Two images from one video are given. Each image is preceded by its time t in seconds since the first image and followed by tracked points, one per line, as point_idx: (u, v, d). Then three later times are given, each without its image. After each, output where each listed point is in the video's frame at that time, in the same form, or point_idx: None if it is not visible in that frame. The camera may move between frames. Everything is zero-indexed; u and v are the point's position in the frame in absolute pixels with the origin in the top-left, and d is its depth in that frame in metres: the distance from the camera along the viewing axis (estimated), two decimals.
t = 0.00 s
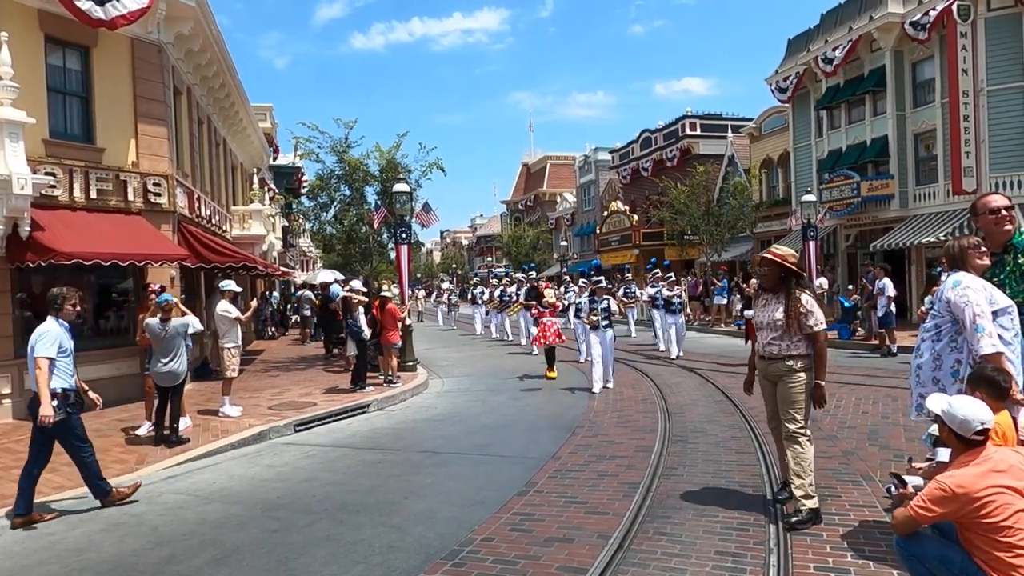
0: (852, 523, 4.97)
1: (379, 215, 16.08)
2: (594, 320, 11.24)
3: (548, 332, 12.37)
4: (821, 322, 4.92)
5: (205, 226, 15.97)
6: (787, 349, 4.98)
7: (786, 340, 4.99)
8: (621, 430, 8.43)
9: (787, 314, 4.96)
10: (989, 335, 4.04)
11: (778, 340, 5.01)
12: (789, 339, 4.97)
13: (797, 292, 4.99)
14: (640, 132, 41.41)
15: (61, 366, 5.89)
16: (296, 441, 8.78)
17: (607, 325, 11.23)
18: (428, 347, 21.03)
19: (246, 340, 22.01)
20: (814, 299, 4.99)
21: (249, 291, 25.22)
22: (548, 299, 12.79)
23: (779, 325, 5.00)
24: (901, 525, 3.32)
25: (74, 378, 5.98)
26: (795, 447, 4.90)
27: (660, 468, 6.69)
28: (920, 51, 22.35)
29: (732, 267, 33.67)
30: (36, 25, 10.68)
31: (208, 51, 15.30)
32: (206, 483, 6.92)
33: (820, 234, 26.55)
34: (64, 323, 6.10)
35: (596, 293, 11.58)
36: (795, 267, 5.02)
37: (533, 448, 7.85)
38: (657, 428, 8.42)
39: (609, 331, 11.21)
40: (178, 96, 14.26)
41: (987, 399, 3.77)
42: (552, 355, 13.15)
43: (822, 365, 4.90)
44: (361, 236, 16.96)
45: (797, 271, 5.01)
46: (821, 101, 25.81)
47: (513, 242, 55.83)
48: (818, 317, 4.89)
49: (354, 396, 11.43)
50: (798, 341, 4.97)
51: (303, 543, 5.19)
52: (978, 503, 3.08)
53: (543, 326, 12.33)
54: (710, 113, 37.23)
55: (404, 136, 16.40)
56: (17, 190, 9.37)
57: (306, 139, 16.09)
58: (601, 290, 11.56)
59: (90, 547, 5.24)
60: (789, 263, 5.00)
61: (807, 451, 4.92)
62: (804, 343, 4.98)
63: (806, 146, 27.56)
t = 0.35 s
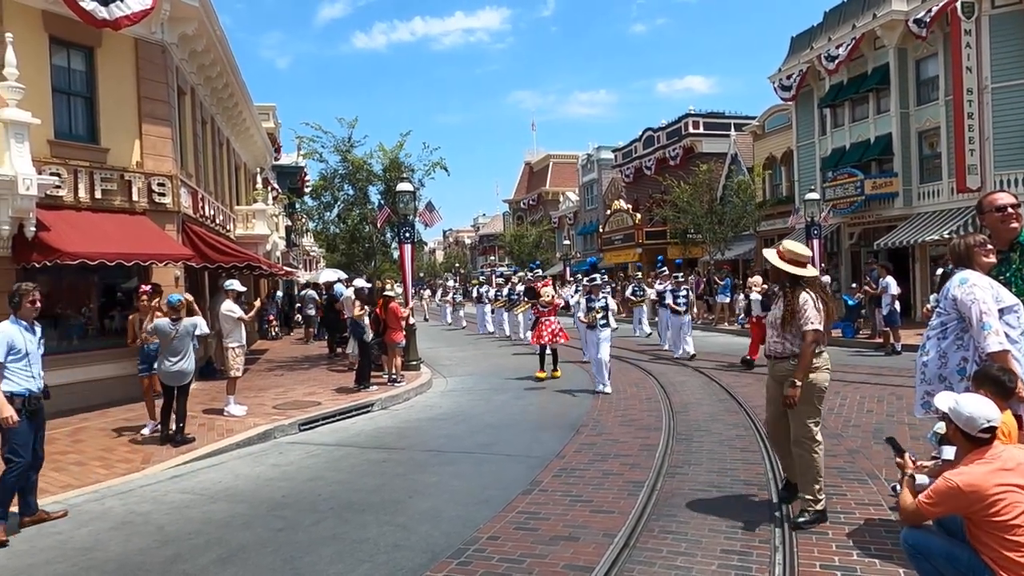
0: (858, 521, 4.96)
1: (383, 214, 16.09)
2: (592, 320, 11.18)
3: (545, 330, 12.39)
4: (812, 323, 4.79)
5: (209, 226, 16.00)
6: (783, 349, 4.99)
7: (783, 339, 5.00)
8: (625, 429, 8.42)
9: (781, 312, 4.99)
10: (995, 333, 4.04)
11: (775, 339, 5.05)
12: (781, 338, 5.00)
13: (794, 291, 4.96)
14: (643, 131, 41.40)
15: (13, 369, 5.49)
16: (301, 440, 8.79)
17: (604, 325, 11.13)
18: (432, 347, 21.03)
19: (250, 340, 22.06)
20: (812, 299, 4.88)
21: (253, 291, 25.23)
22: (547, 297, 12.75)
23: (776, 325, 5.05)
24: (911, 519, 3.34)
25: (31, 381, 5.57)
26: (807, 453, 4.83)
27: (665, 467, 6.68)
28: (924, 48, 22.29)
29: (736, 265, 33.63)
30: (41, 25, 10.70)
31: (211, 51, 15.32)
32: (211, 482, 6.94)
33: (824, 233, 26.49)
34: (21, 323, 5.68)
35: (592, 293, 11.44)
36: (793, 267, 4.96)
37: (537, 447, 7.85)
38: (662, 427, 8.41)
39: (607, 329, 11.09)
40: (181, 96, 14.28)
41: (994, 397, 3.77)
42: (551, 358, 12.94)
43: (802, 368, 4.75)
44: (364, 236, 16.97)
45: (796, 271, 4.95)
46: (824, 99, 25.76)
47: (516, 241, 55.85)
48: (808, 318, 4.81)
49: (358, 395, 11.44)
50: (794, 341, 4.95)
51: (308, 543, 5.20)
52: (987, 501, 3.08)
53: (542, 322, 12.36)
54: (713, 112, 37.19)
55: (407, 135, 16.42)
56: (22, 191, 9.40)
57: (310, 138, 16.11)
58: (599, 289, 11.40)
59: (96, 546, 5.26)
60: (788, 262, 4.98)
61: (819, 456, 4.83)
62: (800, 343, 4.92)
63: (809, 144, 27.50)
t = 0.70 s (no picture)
0: (864, 521, 4.96)
1: (388, 214, 16.13)
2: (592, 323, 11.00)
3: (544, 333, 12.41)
4: (808, 329, 4.56)
5: (216, 226, 16.07)
6: (780, 355, 4.81)
7: (781, 344, 4.80)
8: (630, 429, 8.43)
9: (778, 317, 4.78)
10: (1003, 333, 4.04)
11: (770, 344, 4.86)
12: (776, 343, 4.81)
13: (789, 294, 4.74)
14: (648, 131, 41.36)
15: None
16: (308, 440, 8.82)
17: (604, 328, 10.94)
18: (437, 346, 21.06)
19: (256, 340, 22.14)
20: (808, 304, 4.65)
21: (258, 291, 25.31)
22: (546, 299, 12.67)
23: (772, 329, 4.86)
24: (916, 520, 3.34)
25: None
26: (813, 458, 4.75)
27: (671, 467, 6.69)
28: (930, 48, 22.22)
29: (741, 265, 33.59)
30: (50, 27, 10.77)
31: (218, 52, 15.40)
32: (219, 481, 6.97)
33: (830, 232, 26.41)
34: None
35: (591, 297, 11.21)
36: (784, 271, 4.75)
37: (543, 446, 7.87)
38: (667, 426, 8.41)
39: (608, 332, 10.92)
40: (188, 97, 14.35)
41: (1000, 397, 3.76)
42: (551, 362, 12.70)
43: (794, 377, 4.59)
44: (370, 236, 17.02)
45: (788, 275, 4.73)
46: (830, 98, 25.71)
47: (521, 241, 55.87)
48: (803, 324, 4.59)
49: (364, 395, 11.48)
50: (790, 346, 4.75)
51: (316, 541, 5.23)
52: (992, 501, 3.08)
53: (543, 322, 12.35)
54: (718, 111, 37.15)
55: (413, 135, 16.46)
56: (31, 192, 9.46)
57: (315, 139, 16.17)
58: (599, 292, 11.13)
59: (106, 544, 5.29)
60: (780, 267, 4.78)
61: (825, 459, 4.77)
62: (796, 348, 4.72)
63: (815, 144, 27.43)
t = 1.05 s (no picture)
0: (872, 517, 4.97)
1: (395, 212, 16.17)
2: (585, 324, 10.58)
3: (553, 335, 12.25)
4: (796, 325, 4.42)
5: (224, 225, 16.15)
6: (768, 355, 4.62)
7: (768, 344, 4.62)
8: (638, 426, 8.45)
9: (766, 316, 4.61)
10: (1013, 328, 4.03)
11: (756, 343, 4.69)
12: (763, 343, 4.63)
13: (774, 292, 4.60)
14: (655, 128, 41.30)
15: None
16: (317, 437, 8.87)
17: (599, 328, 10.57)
18: (444, 344, 21.09)
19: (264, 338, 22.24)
20: (794, 301, 4.51)
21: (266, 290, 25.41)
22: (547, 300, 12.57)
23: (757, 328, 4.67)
24: (925, 516, 3.33)
25: None
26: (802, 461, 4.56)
27: (678, 463, 6.70)
28: (939, 43, 22.10)
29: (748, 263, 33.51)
30: (60, 27, 10.84)
31: (225, 51, 15.46)
32: (228, 478, 7.02)
33: (838, 230, 26.32)
34: None
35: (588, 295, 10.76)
36: (768, 268, 4.62)
37: (550, 443, 7.89)
38: (674, 424, 8.42)
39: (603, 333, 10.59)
40: (196, 96, 14.41)
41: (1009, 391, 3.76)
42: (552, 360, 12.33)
43: (785, 378, 4.39)
44: (377, 234, 17.07)
45: (772, 272, 4.60)
46: (838, 95, 25.62)
47: (527, 239, 55.90)
48: (790, 320, 4.45)
49: (372, 393, 11.52)
50: (777, 345, 4.58)
51: (325, 536, 5.27)
52: (1003, 497, 3.08)
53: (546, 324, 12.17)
54: (725, 108, 37.06)
55: (419, 134, 16.50)
56: (42, 191, 9.54)
57: (323, 138, 16.24)
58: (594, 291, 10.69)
59: (118, 539, 5.34)
60: (764, 264, 4.64)
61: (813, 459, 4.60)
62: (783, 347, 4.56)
63: (823, 141, 27.34)
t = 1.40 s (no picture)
0: (879, 514, 4.96)
1: (403, 210, 16.21)
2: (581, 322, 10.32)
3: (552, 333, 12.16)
4: (790, 326, 4.23)
5: (232, 222, 16.22)
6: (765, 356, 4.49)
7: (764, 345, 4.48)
8: (645, 423, 8.45)
9: (763, 318, 4.47)
10: None
11: (754, 342, 4.60)
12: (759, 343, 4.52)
13: (766, 292, 4.43)
14: (662, 125, 41.21)
15: None
16: (325, 434, 8.91)
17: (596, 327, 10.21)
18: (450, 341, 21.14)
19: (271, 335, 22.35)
20: (786, 300, 4.32)
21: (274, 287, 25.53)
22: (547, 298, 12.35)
23: (755, 326, 4.57)
24: (933, 514, 3.33)
25: None
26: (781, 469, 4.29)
27: (685, 460, 6.71)
28: (948, 38, 21.97)
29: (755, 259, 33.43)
30: (69, 27, 10.91)
31: (233, 50, 15.52)
32: (238, 474, 7.07)
33: (846, 226, 26.21)
34: None
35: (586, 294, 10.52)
36: (760, 265, 4.47)
37: (557, 440, 7.90)
38: (682, 421, 8.43)
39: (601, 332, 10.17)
40: (204, 94, 14.48)
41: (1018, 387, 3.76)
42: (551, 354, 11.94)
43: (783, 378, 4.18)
44: (384, 231, 17.12)
45: (766, 269, 4.44)
46: (846, 91, 25.50)
47: (534, 236, 55.90)
48: (781, 321, 4.27)
49: (380, 390, 11.56)
50: (773, 344, 4.48)
51: (334, 532, 5.30)
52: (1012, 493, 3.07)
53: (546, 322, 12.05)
54: (733, 105, 36.95)
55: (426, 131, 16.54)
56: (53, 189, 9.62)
57: (330, 135, 16.29)
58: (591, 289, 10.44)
59: (129, 534, 5.39)
60: (758, 260, 4.49)
61: (793, 469, 4.26)
62: (779, 347, 4.43)
63: (831, 137, 27.21)
